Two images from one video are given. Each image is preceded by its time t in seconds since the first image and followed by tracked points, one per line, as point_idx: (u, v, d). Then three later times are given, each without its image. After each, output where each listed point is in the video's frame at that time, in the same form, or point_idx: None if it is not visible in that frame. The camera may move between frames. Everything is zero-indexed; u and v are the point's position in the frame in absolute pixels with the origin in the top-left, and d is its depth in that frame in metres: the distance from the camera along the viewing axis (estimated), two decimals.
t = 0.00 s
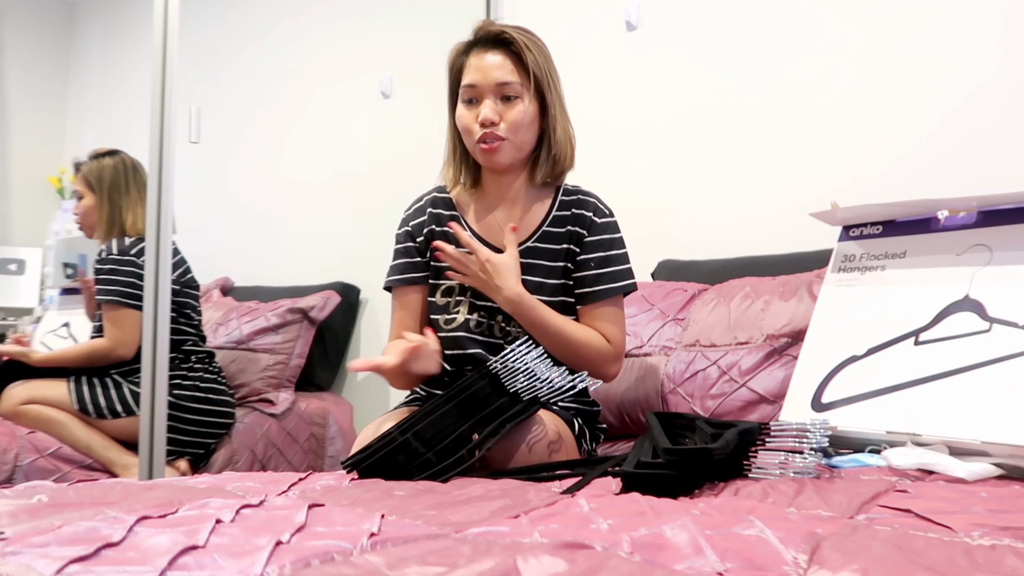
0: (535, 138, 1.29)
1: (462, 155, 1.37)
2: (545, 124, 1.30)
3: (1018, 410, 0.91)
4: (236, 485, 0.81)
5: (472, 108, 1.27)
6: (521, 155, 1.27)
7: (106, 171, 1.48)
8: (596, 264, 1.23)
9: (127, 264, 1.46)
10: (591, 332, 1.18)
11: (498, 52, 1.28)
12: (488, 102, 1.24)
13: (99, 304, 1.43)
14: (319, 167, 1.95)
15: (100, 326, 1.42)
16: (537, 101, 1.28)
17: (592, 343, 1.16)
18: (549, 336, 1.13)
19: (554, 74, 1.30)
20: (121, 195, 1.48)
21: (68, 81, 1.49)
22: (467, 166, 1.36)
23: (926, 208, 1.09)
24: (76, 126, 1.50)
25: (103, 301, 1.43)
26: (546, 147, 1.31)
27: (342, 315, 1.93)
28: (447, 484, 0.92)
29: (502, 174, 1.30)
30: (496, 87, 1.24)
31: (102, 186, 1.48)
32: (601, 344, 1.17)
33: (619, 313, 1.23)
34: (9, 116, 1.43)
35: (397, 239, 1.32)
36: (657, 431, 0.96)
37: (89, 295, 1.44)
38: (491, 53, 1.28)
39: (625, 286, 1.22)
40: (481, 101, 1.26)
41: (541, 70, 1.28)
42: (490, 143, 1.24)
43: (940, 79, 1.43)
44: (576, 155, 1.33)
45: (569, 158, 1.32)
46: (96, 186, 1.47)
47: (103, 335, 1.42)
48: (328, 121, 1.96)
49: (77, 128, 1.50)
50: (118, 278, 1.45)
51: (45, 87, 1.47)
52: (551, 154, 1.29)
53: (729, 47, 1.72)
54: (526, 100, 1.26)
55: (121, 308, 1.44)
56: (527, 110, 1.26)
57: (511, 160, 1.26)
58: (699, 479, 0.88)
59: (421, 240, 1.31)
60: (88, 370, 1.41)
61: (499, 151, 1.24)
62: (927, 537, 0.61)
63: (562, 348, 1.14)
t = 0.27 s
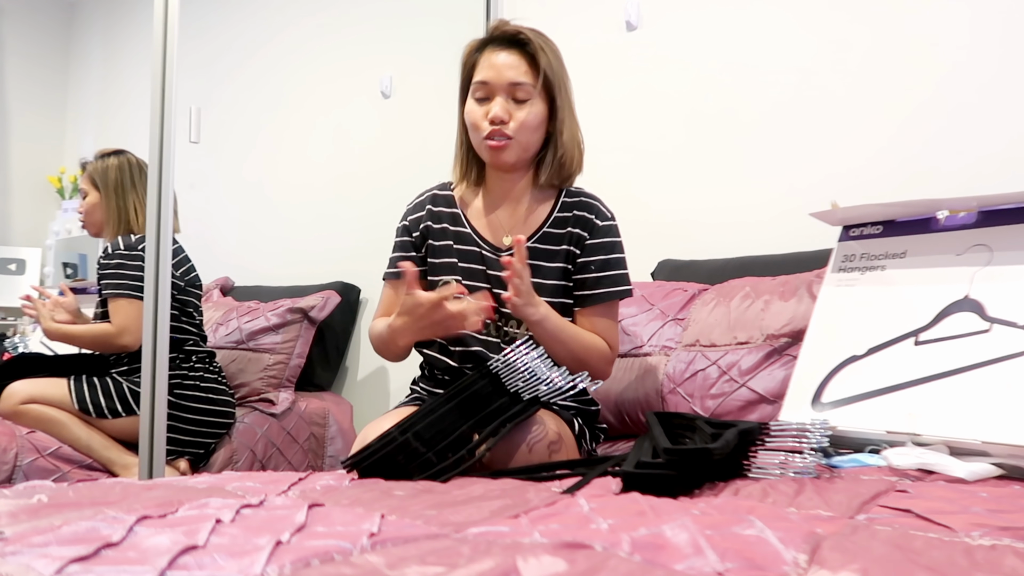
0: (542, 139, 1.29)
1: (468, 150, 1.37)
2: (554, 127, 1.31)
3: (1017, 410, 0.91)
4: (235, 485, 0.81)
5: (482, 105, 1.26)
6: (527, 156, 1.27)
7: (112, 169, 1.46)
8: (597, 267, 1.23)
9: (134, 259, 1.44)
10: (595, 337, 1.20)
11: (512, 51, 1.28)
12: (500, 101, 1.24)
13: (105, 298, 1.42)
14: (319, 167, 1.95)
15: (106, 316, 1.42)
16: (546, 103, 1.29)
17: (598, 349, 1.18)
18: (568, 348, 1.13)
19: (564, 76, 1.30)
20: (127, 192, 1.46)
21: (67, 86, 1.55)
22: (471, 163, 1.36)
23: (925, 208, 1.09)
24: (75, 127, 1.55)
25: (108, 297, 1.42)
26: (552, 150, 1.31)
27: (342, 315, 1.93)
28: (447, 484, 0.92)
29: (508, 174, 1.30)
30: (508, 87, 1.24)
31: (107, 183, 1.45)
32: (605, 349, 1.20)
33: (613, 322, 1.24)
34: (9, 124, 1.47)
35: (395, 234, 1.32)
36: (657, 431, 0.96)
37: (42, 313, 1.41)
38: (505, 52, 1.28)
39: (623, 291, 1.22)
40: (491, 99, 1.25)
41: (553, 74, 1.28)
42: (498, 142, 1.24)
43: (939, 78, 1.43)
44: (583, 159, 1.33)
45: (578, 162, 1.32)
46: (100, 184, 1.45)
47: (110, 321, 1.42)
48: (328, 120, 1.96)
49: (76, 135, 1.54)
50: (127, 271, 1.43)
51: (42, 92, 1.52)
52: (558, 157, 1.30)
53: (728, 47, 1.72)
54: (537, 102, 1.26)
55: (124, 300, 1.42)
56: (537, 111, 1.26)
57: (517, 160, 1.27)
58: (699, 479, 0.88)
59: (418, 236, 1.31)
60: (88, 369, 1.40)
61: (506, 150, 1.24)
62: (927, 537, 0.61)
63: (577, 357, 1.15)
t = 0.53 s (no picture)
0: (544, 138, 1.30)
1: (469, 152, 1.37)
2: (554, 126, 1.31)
3: (1017, 410, 0.91)
4: (235, 485, 0.81)
5: (482, 104, 1.27)
6: (529, 155, 1.28)
7: (113, 170, 1.47)
8: (601, 266, 1.23)
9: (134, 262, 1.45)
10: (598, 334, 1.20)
11: (511, 52, 1.29)
12: (500, 100, 1.25)
13: (107, 302, 1.43)
14: (319, 167, 1.94)
15: (110, 318, 1.42)
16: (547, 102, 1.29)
17: (602, 347, 1.19)
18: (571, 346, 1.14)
19: (564, 76, 1.31)
20: (126, 194, 1.48)
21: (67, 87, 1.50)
22: (472, 165, 1.36)
23: (925, 208, 1.09)
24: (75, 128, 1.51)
25: (111, 300, 1.43)
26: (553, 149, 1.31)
27: (342, 315, 1.94)
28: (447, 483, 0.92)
29: (510, 174, 1.30)
30: (508, 86, 1.25)
31: (108, 185, 1.46)
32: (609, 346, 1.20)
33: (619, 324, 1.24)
34: (8, 124, 1.43)
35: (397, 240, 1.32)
36: (657, 431, 0.96)
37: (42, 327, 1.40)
38: (504, 52, 1.29)
39: (626, 291, 1.22)
40: (492, 98, 1.26)
41: (552, 72, 1.29)
42: (499, 141, 1.25)
43: (940, 78, 1.43)
44: (585, 158, 1.33)
45: (580, 161, 1.33)
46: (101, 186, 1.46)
47: (116, 325, 1.42)
48: (328, 120, 1.96)
49: (76, 135, 1.50)
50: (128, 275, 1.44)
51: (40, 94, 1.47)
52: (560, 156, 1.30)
53: (728, 47, 1.72)
54: (537, 101, 1.27)
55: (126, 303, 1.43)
56: (538, 110, 1.26)
57: (519, 159, 1.27)
58: (699, 479, 0.88)
59: (420, 240, 1.31)
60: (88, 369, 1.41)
61: (510, 149, 1.25)
62: (927, 537, 0.61)
63: (581, 354, 1.15)
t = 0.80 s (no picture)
0: (542, 138, 1.29)
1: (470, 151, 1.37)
2: (553, 125, 1.31)
3: (1017, 410, 0.91)
4: (235, 485, 0.81)
5: (480, 102, 1.27)
6: (525, 154, 1.28)
7: (115, 171, 1.48)
8: (599, 267, 1.23)
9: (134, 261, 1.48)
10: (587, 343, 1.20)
11: (510, 50, 1.29)
12: (497, 98, 1.25)
13: (107, 301, 1.44)
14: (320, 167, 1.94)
15: (110, 318, 1.44)
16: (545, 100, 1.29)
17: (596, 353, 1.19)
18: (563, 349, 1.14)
19: (565, 75, 1.30)
20: (128, 195, 1.50)
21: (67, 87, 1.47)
22: (473, 163, 1.36)
23: (926, 208, 1.09)
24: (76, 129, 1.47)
25: (110, 299, 1.44)
26: (552, 148, 1.31)
27: (342, 315, 1.94)
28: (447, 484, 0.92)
29: (509, 173, 1.30)
30: (505, 84, 1.25)
31: (109, 184, 1.48)
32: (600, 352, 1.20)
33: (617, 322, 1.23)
34: (8, 128, 1.40)
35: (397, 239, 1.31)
36: (657, 431, 0.96)
37: (55, 330, 1.40)
38: (503, 50, 1.29)
39: (625, 292, 1.22)
40: (490, 97, 1.27)
41: (550, 70, 1.28)
42: (495, 140, 1.25)
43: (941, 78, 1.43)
44: (585, 157, 1.32)
45: (581, 161, 1.32)
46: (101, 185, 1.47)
47: (115, 325, 1.44)
48: (329, 120, 1.96)
49: (76, 135, 1.47)
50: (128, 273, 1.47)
51: (42, 96, 1.44)
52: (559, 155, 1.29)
53: (729, 47, 1.72)
54: (534, 100, 1.27)
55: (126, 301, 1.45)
56: (535, 109, 1.26)
57: (515, 158, 1.27)
58: (699, 479, 0.88)
59: (421, 240, 1.30)
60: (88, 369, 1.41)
61: (504, 147, 1.25)
62: (927, 537, 0.61)
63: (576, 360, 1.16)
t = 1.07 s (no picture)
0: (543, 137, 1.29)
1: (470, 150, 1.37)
2: (553, 126, 1.31)
3: (1017, 410, 0.91)
4: (235, 485, 0.81)
5: (481, 102, 1.27)
6: (526, 154, 1.28)
7: (114, 170, 1.48)
8: (602, 267, 1.23)
9: (134, 261, 1.47)
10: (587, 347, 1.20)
11: (510, 50, 1.29)
12: (498, 98, 1.25)
13: (106, 302, 1.44)
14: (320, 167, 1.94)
15: (110, 318, 1.43)
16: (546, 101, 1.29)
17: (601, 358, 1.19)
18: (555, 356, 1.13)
19: (565, 74, 1.30)
20: (127, 194, 1.50)
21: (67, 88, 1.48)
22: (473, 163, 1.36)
23: (925, 208, 1.09)
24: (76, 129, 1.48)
25: (109, 299, 1.44)
26: (552, 148, 1.31)
27: (342, 315, 1.94)
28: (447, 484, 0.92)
29: (509, 173, 1.30)
30: (506, 84, 1.25)
31: (108, 184, 1.48)
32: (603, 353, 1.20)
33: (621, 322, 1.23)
34: (8, 127, 1.40)
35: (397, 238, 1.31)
36: (657, 432, 0.96)
37: (55, 346, 1.40)
38: (503, 50, 1.29)
39: (628, 291, 1.22)
40: (490, 96, 1.26)
41: (551, 71, 1.28)
42: (495, 140, 1.25)
43: (940, 79, 1.43)
44: (585, 157, 1.32)
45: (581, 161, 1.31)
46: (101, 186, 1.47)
47: (111, 327, 1.43)
48: (328, 120, 1.96)
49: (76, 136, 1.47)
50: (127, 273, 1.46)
51: (42, 96, 1.45)
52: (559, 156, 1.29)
53: (729, 47, 1.72)
54: (535, 100, 1.27)
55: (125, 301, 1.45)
56: (535, 109, 1.26)
57: (515, 158, 1.27)
58: (699, 479, 0.88)
59: (421, 239, 1.30)
60: (88, 369, 1.42)
61: (504, 147, 1.25)
62: (927, 537, 0.61)
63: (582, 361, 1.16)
